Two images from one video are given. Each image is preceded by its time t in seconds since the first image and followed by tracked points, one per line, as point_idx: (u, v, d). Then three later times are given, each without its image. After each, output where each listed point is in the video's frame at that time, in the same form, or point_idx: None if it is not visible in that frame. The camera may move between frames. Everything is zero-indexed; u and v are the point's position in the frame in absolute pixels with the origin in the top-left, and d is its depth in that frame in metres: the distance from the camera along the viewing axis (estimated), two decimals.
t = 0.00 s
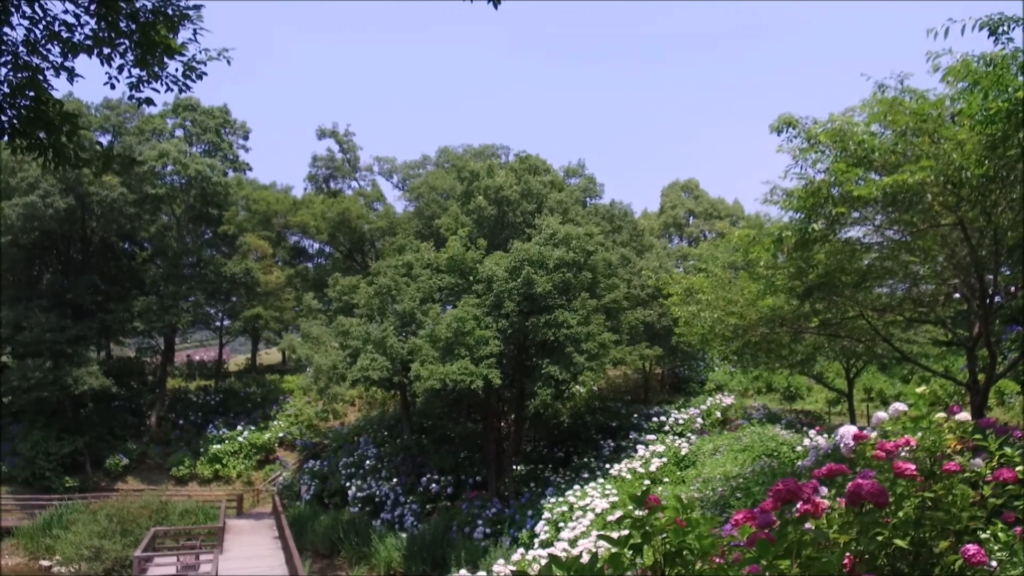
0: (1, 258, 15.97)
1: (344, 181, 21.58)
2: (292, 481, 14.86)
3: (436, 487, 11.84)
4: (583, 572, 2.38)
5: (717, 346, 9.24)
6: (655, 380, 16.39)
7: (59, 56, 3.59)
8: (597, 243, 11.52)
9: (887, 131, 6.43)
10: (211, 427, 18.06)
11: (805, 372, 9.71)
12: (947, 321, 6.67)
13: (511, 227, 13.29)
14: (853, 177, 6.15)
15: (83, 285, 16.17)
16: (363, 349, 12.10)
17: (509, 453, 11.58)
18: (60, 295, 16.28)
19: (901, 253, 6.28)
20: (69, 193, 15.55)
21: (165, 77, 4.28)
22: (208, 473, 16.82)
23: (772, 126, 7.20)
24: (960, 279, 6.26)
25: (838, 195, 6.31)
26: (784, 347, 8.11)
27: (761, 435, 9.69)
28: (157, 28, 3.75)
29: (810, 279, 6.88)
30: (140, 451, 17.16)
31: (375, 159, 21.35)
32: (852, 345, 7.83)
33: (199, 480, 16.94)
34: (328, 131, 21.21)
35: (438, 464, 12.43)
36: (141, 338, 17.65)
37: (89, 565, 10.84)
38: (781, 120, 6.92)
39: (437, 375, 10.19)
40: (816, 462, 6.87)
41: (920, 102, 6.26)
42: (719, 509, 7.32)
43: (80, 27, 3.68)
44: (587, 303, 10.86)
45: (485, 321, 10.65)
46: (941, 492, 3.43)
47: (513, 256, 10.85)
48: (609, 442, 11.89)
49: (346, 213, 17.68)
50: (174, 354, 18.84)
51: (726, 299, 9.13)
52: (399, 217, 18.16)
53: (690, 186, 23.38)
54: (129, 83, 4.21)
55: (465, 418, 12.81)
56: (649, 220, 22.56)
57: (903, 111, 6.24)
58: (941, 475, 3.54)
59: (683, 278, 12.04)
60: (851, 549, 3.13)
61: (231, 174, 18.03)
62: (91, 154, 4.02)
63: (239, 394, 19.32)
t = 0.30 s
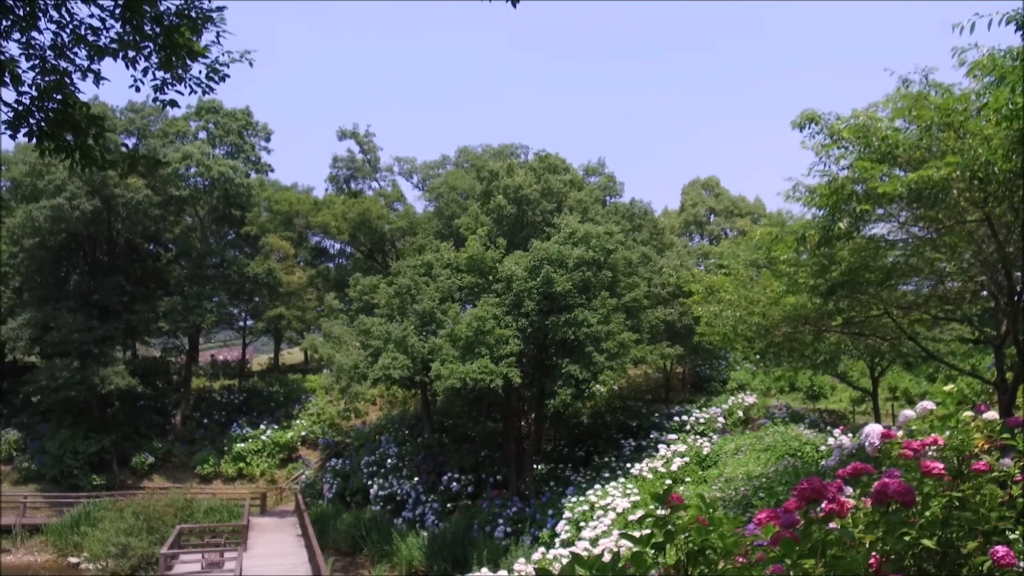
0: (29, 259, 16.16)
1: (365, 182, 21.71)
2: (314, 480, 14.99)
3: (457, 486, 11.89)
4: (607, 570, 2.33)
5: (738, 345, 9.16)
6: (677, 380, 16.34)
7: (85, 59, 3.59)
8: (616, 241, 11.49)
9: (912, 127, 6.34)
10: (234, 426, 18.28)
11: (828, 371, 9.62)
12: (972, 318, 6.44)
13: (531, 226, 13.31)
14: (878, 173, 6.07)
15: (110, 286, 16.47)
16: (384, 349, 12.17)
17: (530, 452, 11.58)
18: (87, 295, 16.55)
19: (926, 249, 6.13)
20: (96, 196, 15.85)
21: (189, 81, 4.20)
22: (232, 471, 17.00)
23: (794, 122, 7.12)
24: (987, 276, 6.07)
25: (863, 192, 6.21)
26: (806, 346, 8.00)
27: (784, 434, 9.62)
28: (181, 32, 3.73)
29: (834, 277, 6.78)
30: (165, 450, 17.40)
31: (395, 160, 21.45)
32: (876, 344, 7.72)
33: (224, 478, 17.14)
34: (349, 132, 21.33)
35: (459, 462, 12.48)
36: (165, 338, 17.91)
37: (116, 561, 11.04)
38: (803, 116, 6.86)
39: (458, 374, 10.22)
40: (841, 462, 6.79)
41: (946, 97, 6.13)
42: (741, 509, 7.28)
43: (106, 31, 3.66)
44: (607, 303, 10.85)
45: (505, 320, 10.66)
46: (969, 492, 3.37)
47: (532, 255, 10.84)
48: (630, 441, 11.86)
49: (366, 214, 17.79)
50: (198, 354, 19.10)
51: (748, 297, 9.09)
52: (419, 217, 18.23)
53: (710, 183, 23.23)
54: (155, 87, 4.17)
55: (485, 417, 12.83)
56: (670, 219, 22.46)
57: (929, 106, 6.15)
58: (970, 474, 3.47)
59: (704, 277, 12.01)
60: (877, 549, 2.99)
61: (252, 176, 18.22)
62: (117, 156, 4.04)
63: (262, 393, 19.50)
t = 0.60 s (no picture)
0: (54, 261, 16.38)
1: (384, 182, 21.82)
2: (335, 479, 15.10)
3: (477, 485, 11.93)
4: (631, 569, 2.31)
5: (760, 344, 9.08)
6: (697, 379, 16.30)
7: (110, 62, 3.63)
8: (635, 240, 11.47)
9: (936, 122, 6.25)
10: (257, 425, 18.48)
11: (852, 370, 9.52)
12: (1002, 317, 5.74)
13: (550, 225, 13.31)
14: (901, 170, 5.96)
15: (134, 287, 16.82)
16: (403, 347, 12.24)
17: (549, 451, 11.58)
18: (112, 296, 16.83)
19: (951, 246, 5.78)
20: (119, 197, 16.04)
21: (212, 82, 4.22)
22: (254, 470, 17.17)
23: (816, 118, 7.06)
24: (1015, 274, 5.44)
25: (886, 188, 6.15)
26: (829, 344, 7.87)
27: (806, 433, 9.55)
28: (204, 33, 3.76)
29: (857, 275, 6.65)
30: (189, 448, 17.63)
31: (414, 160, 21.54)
32: (900, 342, 7.60)
33: (246, 477, 17.32)
34: (368, 132, 21.45)
35: (479, 462, 12.51)
36: (188, 338, 18.13)
37: (141, 559, 11.22)
38: (825, 113, 6.80)
39: (477, 374, 10.23)
40: (864, 462, 6.70)
41: (970, 91, 6.05)
42: (764, 509, 7.22)
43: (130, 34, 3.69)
44: (627, 301, 10.85)
45: (523, 320, 10.64)
46: (999, 492, 3.28)
47: (551, 254, 10.83)
48: (650, 441, 11.82)
49: (386, 214, 17.87)
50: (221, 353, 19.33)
51: (769, 295, 9.02)
52: (438, 216, 18.27)
53: (730, 181, 23.08)
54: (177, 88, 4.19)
55: (505, 416, 12.88)
56: (689, 217, 22.34)
57: (953, 101, 6.06)
58: (997, 474, 3.41)
59: (724, 275, 11.95)
60: (904, 548, 2.92)
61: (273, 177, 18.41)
62: (142, 159, 4.08)
63: (284, 392, 19.68)
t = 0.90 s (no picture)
0: (80, 262, 16.62)
1: (403, 181, 21.91)
2: (356, 476, 15.21)
3: (497, 483, 11.97)
4: (652, 567, 2.29)
5: (781, 342, 9.02)
6: (717, 377, 16.31)
7: (134, 64, 3.68)
8: (654, 237, 11.45)
9: (960, 116, 6.16)
10: (279, 423, 18.68)
11: (876, 367, 9.41)
12: None
13: (569, 223, 13.30)
14: (926, 164, 5.89)
15: (159, 287, 16.98)
16: (423, 345, 12.30)
17: (569, 449, 11.59)
18: (137, 296, 17.09)
19: (976, 243, 5.65)
20: (144, 198, 16.15)
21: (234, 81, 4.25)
22: (277, 468, 17.34)
23: (838, 113, 6.98)
24: None
25: (909, 183, 6.10)
26: (852, 341, 7.75)
27: (828, 432, 9.48)
28: (227, 34, 3.80)
29: (880, 271, 6.57)
30: (213, 446, 17.85)
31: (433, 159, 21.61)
32: (924, 340, 7.49)
33: (269, 474, 17.50)
34: (386, 132, 21.55)
35: (498, 459, 12.56)
36: (211, 337, 18.34)
37: (167, 554, 11.39)
38: (847, 108, 6.73)
39: (496, 371, 10.25)
40: (888, 461, 6.62)
41: (996, 85, 5.95)
42: (785, 507, 7.18)
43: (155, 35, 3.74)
44: (646, 299, 10.85)
45: (542, 318, 10.65)
46: None
47: (569, 252, 10.82)
48: (670, 439, 11.78)
49: (405, 213, 17.96)
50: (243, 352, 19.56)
51: (789, 293, 8.95)
52: (457, 215, 18.30)
53: (751, 177, 22.90)
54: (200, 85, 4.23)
55: (524, 414, 12.93)
56: (710, 214, 22.20)
57: (978, 94, 5.96)
58: None
59: (744, 273, 11.89)
60: (929, 544, 2.81)
61: (293, 178, 18.57)
62: (167, 159, 4.13)
63: (305, 390, 19.87)
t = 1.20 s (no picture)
0: (99, 260, 17.06)
1: (417, 179, 21.96)
2: (372, 472, 15.30)
3: (512, 479, 12.01)
4: (665, 561, 2.28)
5: (796, 338, 8.96)
6: (733, 374, 16.24)
7: (150, 64, 3.72)
8: (668, 233, 11.42)
9: (979, 109, 6.08)
10: (295, 419, 18.82)
11: (893, 364, 9.33)
12: None
13: (583, 219, 13.29)
14: (943, 158, 5.81)
15: (176, 285, 17.15)
16: (437, 342, 12.34)
17: (584, 446, 11.59)
18: (155, 294, 17.28)
19: (996, 237, 5.59)
20: (161, 197, 16.44)
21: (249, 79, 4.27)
22: (293, 464, 17.47)
23: (854, 107, 6.90)
24: None
25: (927, 177, 5.96)
26: (869, 337, 7.69)
27: (845, 428, 9.42)
28: (241, 33, 3.82)
29: (898, 266, 6.49)
30: (230, 442, 18.00)
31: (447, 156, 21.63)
32: (943, 335, 7.41)
33: (285, 470, 17.64)
34: (401, 130, 21.60)
35: (513, 456, 12.59)
36: (228, 335, 18.50)
37: (185, 549, 11.54)
38: (864, 101, 6.66)
39: (511, 368, 10.25)
40: (906, 457, 6.57)
41: (1015, 77, 5.86)
42: (801, 504, 7.16)
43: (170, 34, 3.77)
44: (661, 296, 10.83)
45: (556, 314, 10.65)
46: None
47: (583, 248, 10.80)
48: (686, 436, 11.76)
49: (419, 211, 18.01)
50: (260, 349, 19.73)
51: (804, 288, 8.89)
52: (471, 212, 18.31)
53: (767, 173, 22.75)
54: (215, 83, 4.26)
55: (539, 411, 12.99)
56: (725, 210, 22.09)
57: (996, 87, 5.88)
58: None
59: (760, 269, 11.82)
60: (945, 539, 2.78)
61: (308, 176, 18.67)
62: (183, 158, 4.17)
63: (321, 387, 20.01)
